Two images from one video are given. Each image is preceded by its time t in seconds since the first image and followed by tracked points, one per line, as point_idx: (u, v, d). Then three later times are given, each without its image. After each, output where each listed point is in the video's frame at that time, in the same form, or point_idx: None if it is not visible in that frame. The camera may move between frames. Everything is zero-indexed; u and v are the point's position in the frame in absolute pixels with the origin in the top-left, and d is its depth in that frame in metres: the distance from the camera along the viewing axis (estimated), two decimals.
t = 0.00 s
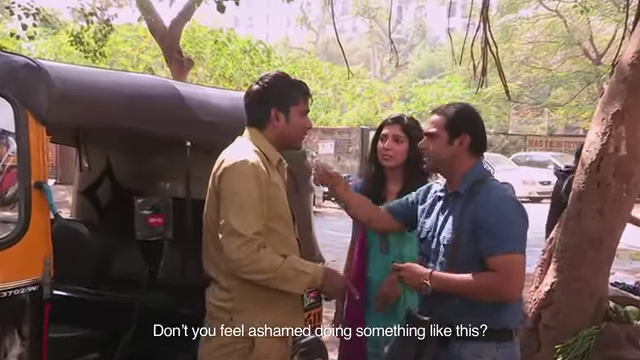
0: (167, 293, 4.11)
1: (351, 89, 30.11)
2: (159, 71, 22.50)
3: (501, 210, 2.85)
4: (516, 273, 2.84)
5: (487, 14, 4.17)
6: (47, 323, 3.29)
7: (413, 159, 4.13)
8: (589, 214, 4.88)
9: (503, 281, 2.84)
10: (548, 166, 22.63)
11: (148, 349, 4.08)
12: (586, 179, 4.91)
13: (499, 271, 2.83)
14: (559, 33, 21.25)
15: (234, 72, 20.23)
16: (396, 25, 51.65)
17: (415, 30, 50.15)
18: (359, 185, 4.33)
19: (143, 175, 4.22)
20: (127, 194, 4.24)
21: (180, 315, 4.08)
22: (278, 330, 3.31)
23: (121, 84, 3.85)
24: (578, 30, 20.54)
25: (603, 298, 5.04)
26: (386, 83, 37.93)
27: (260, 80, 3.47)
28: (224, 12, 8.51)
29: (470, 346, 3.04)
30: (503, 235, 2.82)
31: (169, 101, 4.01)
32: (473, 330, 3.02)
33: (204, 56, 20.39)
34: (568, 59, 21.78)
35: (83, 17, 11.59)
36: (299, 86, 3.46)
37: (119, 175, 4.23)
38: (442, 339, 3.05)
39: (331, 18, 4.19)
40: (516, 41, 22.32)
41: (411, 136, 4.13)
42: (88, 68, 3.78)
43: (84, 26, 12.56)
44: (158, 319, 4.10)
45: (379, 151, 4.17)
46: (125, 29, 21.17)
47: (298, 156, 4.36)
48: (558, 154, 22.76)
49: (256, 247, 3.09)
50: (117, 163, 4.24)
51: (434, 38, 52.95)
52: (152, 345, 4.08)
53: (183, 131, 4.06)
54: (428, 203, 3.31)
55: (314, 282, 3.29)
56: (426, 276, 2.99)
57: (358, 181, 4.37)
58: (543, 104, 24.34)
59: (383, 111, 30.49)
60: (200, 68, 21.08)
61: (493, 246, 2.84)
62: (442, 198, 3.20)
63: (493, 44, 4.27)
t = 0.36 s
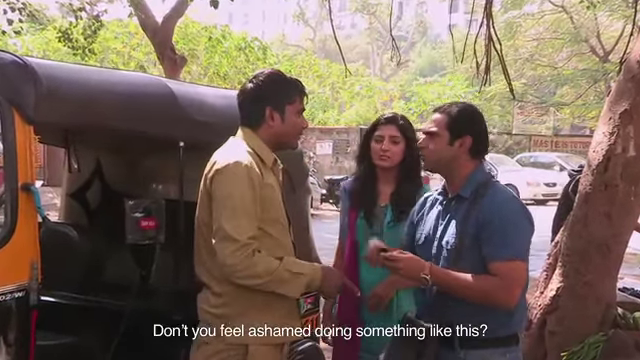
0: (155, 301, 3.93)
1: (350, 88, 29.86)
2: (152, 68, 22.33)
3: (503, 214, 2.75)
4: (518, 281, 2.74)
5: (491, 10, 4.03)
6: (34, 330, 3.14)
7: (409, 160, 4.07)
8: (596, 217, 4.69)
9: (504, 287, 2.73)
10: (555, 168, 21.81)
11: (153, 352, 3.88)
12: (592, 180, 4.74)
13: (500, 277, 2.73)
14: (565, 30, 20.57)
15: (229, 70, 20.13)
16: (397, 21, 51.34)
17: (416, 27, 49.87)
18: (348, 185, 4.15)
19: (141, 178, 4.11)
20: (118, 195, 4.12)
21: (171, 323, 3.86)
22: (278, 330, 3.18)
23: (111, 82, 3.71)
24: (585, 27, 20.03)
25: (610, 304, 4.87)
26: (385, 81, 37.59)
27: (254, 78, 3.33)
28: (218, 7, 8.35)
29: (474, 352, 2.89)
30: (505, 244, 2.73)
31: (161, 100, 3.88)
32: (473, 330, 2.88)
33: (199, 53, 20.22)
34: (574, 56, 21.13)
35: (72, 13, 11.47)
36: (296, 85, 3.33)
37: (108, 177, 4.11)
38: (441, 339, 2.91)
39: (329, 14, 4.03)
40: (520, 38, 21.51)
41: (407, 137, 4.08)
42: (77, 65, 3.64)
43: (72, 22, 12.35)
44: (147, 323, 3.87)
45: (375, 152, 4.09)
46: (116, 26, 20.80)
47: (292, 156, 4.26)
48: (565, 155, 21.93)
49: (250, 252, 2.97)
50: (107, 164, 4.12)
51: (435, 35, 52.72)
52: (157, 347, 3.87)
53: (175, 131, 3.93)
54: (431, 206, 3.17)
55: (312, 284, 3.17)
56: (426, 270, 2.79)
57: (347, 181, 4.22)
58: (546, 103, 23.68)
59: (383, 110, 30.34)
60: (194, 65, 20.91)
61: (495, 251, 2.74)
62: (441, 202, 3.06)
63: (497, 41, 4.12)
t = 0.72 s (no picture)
0: (143, 307, 3.76)
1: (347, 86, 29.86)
2: (141, 66, 22.25)
3: (531, 220, 2.91)
4: (556, 290, 2.89)
5: (491, 6, 3.90)
6: (18, 339, 2.99)
7: (401, 159, 4.07)
8: (602, 217, 5.04)
9: (540, 299, 2.88)
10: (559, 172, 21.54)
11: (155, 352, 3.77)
12: (598, 182, 5.07)
13: (538, 289, 2.88)
14: (570, 26, 19.66)
15: (221, 68, 20.25)
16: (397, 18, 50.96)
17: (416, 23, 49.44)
18: (336, 187, 4.08)
19: (131, 178, 3.96)
20: (107, 197, 3.96)
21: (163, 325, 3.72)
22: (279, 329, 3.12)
23: (99, 81, 3.57)
24: (590, 23, 19.18)
25: (615, 308, 5.19)
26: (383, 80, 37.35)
27: (248, 77, 3.23)
28: None
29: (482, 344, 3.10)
30: (543, 254, 2.88)
31: (152, 99, 3.74)
32: (473, 330, 3.11)
33: (190, 50, 20.15)
34: (580, 53, 20.03)
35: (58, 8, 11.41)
36: (292, 85, 3.24)
37: (98, 178, 3.95)
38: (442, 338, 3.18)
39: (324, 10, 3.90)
40: (524, 35, 20.85)
41: (400, 137, 4.05)
42: (61, 63, 3.49)
43: (58, 16, 12.19)
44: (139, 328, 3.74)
45: (368, 154, 4.00)
46: (103, 21, 21.28)
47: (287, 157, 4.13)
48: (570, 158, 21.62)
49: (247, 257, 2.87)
50: (95, 164, 3.95)
51: (435, 31, 52.40)
52: (158, 347, 3.76)
53: (166, 131, 3.78)
54: (451, 213, 3.38)
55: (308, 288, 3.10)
56: (459, 297, 3.00)
57: (335, 183, 4.13)
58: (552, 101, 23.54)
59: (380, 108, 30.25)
60: (184, 63, 20.99)
61: (528, 264, 2.89)
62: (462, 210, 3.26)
63: (498, 37, 3.95)
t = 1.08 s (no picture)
0: (133, 311, 3.64)
1: (344, 84, 29.28)
2: (131, 61, 22.08)
3: (553, 224, 2.78)
4: (581, 297, 2.75)
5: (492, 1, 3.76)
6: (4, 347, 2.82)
7: (396, 158, 3.92)
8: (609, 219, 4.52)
9: (564, 306, 2.74)
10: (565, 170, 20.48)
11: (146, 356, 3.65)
12: (604, 183, 4.56)
13: (560, 297, 2.75)
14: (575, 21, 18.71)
15: (214, 65, 20.22)
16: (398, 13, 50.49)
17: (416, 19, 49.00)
18: (331, 188, 3.94)
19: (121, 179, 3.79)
20: (95, 199, 3.81)
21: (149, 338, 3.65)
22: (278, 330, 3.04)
23: (86, 77, 3.45)
24: (596, 18, 18.36)
25: (622, 314, 4.74)
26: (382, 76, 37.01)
27: (242, 75, 3.14)
28: None
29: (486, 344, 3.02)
30: (566, 260, 2.74)
31: (142, 97, 3.60)
32: (473, 330, 3.07)
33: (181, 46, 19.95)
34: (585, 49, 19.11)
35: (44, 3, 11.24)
36: (289, 83, 3.14)
37: (85, 179, 3.80)
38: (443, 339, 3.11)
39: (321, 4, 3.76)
40: (527, 31, 19.82)
41: (395, 134, 3.91)
42: (48, 60, 3.40)
43: (43, 11, 12.00)
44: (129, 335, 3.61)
45: (361, 152, 3.88)
46: (92, 15, 21.13)
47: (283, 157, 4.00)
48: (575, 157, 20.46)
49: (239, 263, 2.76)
50: (83, 165, 3.81)
51: (436, 27, 51.89)
52: (152, 350, 3.64)
53: (156, 130, 3.65)
54: (470, 215, 3.30)
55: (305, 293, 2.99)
56: (477, 304, 2.88)
57: (329, 184, 4.00)
58: (554, 100, 21.51)
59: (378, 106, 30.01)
60: (175, 59, 20.79)
61: (551, 268, 2.77)
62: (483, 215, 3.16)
63: (498, 34, 3.74)
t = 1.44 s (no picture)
0: (124, 319, 3.52)
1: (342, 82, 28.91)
2: (122, 59, 21.93)
3: (555, 226, 2.70)
4: (579, 300, 2.69)
5: None
6: None
7: (397, 160, 3.76)
8: (617, 222, 4.70)
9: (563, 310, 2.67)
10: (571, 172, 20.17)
11: None
12: (611, 186, 4.73)
13: (558, 300, 2.67)
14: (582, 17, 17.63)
15: (209, 63, 20.42)
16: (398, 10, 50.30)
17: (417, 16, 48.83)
18: (330, 190, 3.83)
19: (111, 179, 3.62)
20: (85, 202, 3.65)
21: (144, 344, 3.52)
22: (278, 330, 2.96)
23: (72, 75, 3.37)
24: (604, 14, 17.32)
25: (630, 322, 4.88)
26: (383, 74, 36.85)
27: (239, 73, 3.01)
28: None
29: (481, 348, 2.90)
30: (565, 263, 2.67)
31: (134, 96, 3.47)
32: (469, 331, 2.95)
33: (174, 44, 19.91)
34: (591, 47, 18.10)
35: None
36: (287, 82, 3.02)
37: (75, 180, 3.64)
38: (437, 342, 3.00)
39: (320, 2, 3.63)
40: (532, 27, 18.53)
41: (393, 134, 3.76)
42: (41, 57, 3.40)
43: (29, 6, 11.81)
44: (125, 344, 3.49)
45: (359, 152, 3.75)
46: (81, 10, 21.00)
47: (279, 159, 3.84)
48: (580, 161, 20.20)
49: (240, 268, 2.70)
50: (73, 166, 3.64)
51: (438, 23, 51.66)
52: None
53: (147, 130, 3.51)
54: (465, 213, 3.17)
55: (308, 298, 2.91)
56: (474, 307, 2.75)
57: (330, 186, 3.87)
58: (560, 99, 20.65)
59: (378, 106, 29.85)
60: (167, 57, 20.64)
61: (552, 271, 2.68)
62: (477, 215, 3.03)
63: (501, 31, 3.52)
